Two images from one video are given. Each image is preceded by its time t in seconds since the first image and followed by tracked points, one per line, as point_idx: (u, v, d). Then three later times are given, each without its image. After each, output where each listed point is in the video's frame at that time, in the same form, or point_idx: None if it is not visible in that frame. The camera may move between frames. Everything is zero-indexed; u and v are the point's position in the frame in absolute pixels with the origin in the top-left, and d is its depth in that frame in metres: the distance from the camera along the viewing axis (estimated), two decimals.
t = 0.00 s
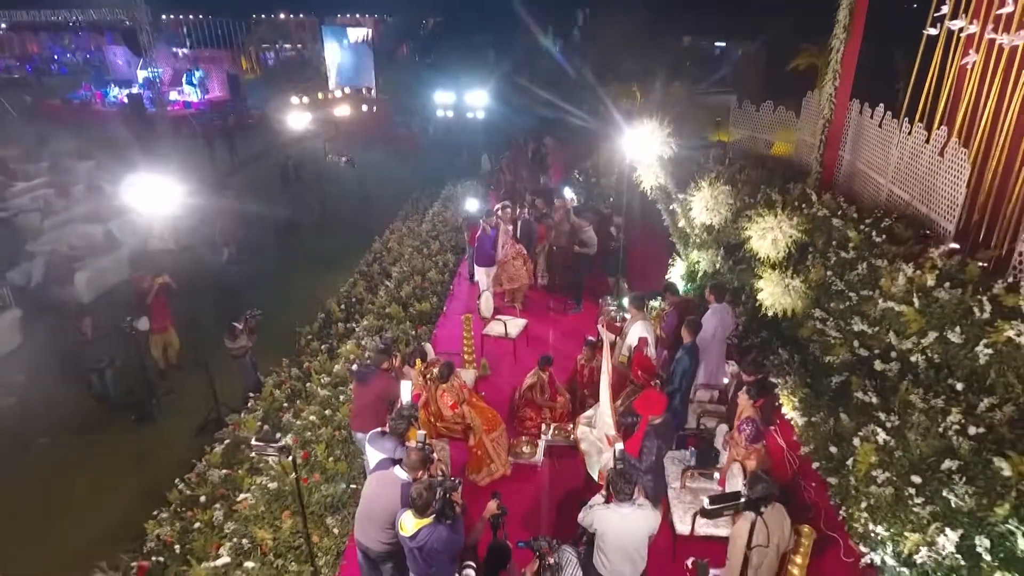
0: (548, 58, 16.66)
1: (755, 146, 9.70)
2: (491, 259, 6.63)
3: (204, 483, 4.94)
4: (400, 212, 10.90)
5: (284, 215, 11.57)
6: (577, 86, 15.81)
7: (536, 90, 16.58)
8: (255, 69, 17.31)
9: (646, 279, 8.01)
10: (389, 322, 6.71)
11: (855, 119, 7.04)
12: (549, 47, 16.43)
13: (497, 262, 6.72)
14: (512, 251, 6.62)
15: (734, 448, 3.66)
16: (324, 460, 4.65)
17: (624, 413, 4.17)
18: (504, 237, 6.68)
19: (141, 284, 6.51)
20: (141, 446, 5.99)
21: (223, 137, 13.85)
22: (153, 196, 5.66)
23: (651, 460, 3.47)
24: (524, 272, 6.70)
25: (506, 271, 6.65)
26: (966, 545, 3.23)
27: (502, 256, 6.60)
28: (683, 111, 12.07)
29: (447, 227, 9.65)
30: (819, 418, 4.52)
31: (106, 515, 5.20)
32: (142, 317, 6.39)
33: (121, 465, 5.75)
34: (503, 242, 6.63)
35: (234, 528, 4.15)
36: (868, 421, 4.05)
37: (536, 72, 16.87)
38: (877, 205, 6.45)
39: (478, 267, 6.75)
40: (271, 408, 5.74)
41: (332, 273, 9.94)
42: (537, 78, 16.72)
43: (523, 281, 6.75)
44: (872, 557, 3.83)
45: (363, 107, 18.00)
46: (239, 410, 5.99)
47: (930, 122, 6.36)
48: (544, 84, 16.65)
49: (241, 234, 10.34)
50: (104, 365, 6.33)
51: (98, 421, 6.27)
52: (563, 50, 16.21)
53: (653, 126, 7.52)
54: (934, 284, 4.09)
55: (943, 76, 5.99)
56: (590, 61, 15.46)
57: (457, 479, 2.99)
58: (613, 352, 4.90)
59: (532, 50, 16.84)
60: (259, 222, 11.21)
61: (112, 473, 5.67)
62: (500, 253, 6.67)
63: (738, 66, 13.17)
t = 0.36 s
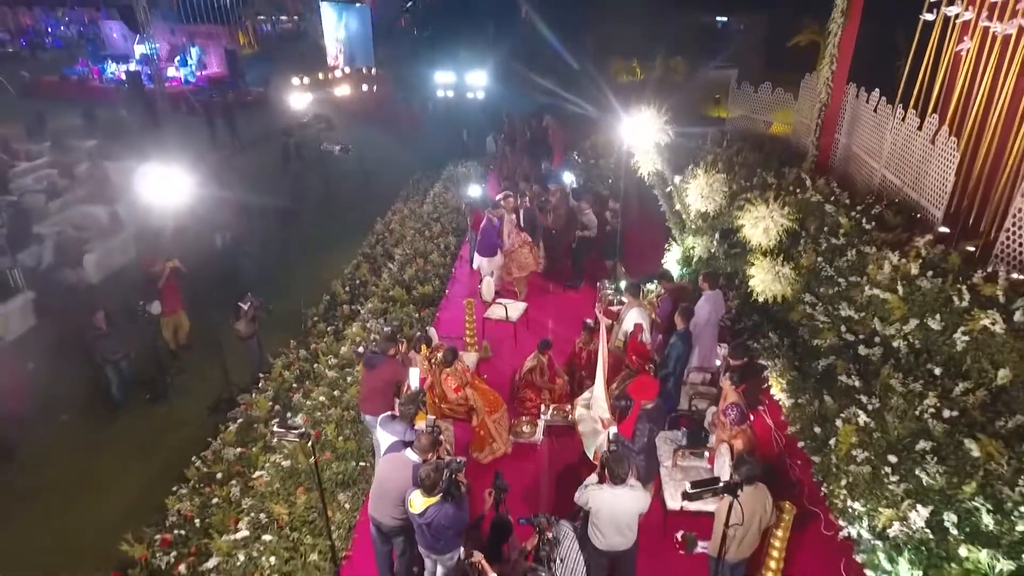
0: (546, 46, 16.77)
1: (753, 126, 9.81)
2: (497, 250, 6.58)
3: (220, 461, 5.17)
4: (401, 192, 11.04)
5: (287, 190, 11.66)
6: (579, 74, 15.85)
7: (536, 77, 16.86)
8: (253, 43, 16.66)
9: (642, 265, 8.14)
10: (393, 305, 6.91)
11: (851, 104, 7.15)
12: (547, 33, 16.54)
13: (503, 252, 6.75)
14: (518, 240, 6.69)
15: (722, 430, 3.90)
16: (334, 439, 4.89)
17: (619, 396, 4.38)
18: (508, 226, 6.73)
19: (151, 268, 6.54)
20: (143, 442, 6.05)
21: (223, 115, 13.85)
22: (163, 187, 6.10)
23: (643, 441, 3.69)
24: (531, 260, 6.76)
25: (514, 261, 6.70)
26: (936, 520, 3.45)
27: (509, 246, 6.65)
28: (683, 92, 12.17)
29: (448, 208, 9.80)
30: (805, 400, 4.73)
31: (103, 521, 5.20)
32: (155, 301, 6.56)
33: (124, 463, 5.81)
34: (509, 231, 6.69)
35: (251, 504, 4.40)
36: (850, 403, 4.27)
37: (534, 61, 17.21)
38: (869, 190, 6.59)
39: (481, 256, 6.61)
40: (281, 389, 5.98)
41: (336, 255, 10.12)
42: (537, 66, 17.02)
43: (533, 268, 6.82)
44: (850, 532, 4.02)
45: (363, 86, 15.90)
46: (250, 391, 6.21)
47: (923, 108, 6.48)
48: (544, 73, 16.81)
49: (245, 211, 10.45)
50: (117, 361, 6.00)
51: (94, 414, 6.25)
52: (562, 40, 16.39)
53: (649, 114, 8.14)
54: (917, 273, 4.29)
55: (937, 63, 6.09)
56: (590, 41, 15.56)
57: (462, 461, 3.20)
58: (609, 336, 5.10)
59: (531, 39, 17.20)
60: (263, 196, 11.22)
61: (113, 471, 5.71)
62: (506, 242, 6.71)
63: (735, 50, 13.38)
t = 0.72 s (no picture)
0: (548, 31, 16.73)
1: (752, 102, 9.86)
2: (502, 235, 6.56)
3: (233, 435, 5.40)
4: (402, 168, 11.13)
5: (285, 167, 11.70)
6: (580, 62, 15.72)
7: (535, 59, 16.38)
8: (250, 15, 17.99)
9: (637, 244, 8.12)
10: (396, 284, 7.08)
11: (848, 82, 7.19)
12: (549, 19, 16.70)
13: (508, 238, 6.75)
14: (524, 226, 6.77)
15: (710, 409, 4.14)
16: (343, 415, 5.12)
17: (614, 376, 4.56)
18: (513, 211, 6.80)
19: (159, 249, 6.77)
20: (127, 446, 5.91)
21: (221, 88, 13.81)
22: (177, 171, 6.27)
23: (636, 420, 3.90)
24: (535, 245, 6.80)
25: (520, 246, 6.75)
26: (910, 493, 3.67)
27: (515, 232, 6.71)
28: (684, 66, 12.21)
29: (448, 185, 9.91)
30: (793, 378, 4.94)
31: (105, 516, 5.18)
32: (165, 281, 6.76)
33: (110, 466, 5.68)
34: (515, 217, 6.78)
35: (266, 477, 4.63)
36: (835, 382, 4.48)
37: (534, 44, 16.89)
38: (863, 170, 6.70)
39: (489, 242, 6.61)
40: (289, 366, 6.19)
41: (336, 224, 10.17)
42: (537, 49, 16.66)
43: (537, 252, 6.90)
44: (832, 503, 4.24)
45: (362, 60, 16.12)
46: (260, 367, 6.43)
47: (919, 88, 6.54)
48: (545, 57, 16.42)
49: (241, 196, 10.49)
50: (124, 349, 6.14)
51: (96, 407, 6.33)
52: (562, 26, 16.66)
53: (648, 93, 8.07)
54: (903, 257, 4.45)
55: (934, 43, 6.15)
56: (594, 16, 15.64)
57: (466, 439, 3.41)
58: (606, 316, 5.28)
59: (531, 23, 16.92)
60: (262, 174, 11.39)
61: (95, 479, 5.56)
62: (512, 228, 6.78)
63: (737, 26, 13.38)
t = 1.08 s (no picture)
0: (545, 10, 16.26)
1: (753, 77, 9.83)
2: (511, 218, 6.68)
3: (246, 410, 5.62)
4: (403, 143, 11.19)
5: (285, 142, 11.72)
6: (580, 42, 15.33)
7: (533, 33, 16.12)
8: None
9: (636, 222, 8.14)
10: (399, 262, 7.24)
11: (848, 60, 7.22)
12: None
13: (516, 219, 6.78)
14: (530, 210, 6.69)
15: (701, 388, 4.38)
16: (351, 391, 5.34)
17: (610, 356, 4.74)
18: (520, 194, 6.71)
19: (166, 229, 7.06)
20: (118, 453, 5.79)
21: (220, 60, 13.75)
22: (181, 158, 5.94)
23: (630, 398, 4.12)
24: (540, 229, 6.80)
25: (527, 228, 6.77)
26: (888, 467, 3.89)
27: (521, 215, 6.67)
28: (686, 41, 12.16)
29: (450, 162, 9.99)
30: (783, 356, 5.14)
31: (111, 511, 5.22)
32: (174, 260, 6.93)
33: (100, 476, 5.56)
34: (521, 200, 6.63)
35: (280, 451, 4.86)
36: (823, 360, 4.68)
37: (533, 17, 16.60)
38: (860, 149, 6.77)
39: (496, 224, 6.71)
40: (297, 343, 6.39)
41: (337, 198, 10.24)
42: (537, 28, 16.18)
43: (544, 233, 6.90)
44: (816, 475, 4.48)
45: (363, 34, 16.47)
46: (268, 344, 6.63)
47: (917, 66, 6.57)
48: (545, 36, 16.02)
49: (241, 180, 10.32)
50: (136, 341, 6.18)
51: (101, 398, 6.37)
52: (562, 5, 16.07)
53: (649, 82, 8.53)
54: (892, 241, 4.60)
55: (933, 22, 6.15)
56: None
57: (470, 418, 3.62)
58: (604, 296, 5.45)
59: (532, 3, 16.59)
60: (264, 154, 11.30)
61: (101, 473, 5.58)
62: (519, 210, 6.73)
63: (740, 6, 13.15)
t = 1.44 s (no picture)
0: None
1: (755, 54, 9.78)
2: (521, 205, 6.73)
3: (257, 388, 5.83)
4: (404, 119, 11.20)
5: (286, 118, 11.72)
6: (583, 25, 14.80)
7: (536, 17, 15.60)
8: None
9: (636, 204, 8.29)
10: (403, 243, 7.37)
11: (849, 38, 7.20)
12: None
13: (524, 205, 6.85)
14: (539, 196, 6.83)
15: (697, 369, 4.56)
16: (359, 371, 5.53)
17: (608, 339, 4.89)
18: (531, 181, 6.81)
19: (170, 211, 7.12)
20: (132, 436, 5.98)
21: (218, 32, 13.62)
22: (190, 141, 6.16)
23: (626, 379, 4.31)
24: (547, 216, 6.92)
25: (536, 216, 6.86)
26: (872, 445, 4.09)
27: (531, 200, 6.78)
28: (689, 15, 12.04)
29: (451, 139, 10.02)
30: (777, 337, 5.32)
31: (121, 501, 5.32)
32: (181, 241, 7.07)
33: (116, 458, 5.75)
34: (531, 184, 6.75)
35: (292, 429, 5.07)
36: (814, 342, 4.86)
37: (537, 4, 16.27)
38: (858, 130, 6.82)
39: (504, 211, 6.72)
40: (305, 323, 6.55)
41: (336, 174, 10.25)
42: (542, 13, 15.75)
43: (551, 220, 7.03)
44: (804, 453, 4.69)
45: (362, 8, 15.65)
46: (276, 323, 6.80)
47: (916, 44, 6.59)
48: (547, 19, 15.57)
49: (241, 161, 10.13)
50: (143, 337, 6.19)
51: (107, 388, 6.46)
52: None
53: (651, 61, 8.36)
54: (883, 226, 4.74)
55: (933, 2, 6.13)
56: None
57: (474, 402, 3.81)
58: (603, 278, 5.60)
59: None
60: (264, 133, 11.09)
61: (111, 464, 5.69)
62: (529, 197, 6.82)
63: None
